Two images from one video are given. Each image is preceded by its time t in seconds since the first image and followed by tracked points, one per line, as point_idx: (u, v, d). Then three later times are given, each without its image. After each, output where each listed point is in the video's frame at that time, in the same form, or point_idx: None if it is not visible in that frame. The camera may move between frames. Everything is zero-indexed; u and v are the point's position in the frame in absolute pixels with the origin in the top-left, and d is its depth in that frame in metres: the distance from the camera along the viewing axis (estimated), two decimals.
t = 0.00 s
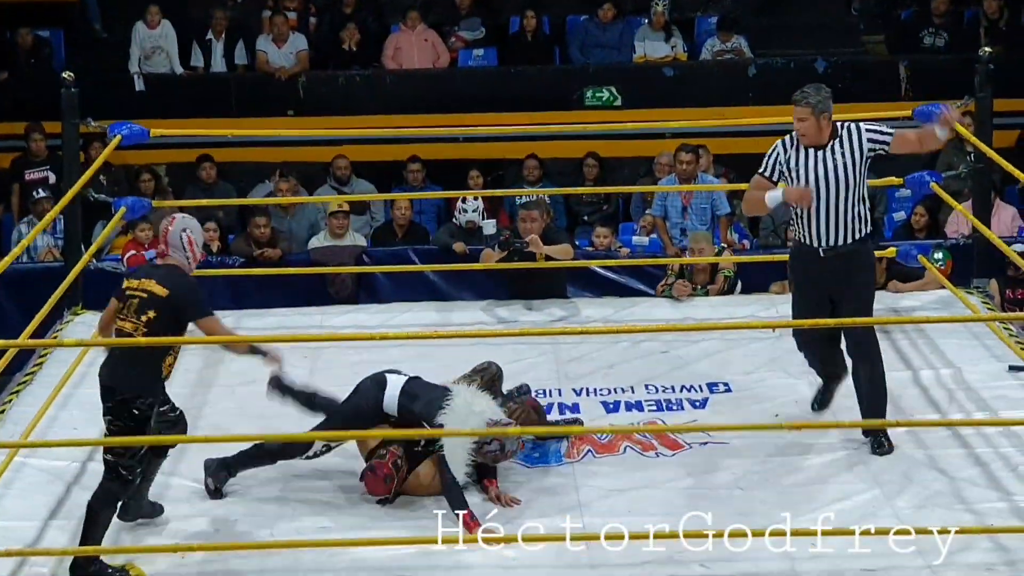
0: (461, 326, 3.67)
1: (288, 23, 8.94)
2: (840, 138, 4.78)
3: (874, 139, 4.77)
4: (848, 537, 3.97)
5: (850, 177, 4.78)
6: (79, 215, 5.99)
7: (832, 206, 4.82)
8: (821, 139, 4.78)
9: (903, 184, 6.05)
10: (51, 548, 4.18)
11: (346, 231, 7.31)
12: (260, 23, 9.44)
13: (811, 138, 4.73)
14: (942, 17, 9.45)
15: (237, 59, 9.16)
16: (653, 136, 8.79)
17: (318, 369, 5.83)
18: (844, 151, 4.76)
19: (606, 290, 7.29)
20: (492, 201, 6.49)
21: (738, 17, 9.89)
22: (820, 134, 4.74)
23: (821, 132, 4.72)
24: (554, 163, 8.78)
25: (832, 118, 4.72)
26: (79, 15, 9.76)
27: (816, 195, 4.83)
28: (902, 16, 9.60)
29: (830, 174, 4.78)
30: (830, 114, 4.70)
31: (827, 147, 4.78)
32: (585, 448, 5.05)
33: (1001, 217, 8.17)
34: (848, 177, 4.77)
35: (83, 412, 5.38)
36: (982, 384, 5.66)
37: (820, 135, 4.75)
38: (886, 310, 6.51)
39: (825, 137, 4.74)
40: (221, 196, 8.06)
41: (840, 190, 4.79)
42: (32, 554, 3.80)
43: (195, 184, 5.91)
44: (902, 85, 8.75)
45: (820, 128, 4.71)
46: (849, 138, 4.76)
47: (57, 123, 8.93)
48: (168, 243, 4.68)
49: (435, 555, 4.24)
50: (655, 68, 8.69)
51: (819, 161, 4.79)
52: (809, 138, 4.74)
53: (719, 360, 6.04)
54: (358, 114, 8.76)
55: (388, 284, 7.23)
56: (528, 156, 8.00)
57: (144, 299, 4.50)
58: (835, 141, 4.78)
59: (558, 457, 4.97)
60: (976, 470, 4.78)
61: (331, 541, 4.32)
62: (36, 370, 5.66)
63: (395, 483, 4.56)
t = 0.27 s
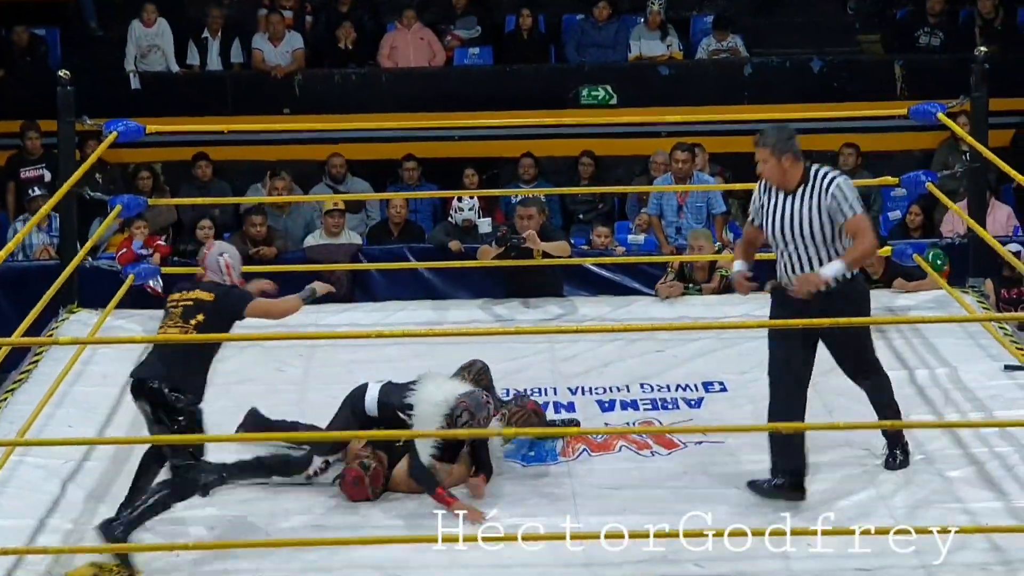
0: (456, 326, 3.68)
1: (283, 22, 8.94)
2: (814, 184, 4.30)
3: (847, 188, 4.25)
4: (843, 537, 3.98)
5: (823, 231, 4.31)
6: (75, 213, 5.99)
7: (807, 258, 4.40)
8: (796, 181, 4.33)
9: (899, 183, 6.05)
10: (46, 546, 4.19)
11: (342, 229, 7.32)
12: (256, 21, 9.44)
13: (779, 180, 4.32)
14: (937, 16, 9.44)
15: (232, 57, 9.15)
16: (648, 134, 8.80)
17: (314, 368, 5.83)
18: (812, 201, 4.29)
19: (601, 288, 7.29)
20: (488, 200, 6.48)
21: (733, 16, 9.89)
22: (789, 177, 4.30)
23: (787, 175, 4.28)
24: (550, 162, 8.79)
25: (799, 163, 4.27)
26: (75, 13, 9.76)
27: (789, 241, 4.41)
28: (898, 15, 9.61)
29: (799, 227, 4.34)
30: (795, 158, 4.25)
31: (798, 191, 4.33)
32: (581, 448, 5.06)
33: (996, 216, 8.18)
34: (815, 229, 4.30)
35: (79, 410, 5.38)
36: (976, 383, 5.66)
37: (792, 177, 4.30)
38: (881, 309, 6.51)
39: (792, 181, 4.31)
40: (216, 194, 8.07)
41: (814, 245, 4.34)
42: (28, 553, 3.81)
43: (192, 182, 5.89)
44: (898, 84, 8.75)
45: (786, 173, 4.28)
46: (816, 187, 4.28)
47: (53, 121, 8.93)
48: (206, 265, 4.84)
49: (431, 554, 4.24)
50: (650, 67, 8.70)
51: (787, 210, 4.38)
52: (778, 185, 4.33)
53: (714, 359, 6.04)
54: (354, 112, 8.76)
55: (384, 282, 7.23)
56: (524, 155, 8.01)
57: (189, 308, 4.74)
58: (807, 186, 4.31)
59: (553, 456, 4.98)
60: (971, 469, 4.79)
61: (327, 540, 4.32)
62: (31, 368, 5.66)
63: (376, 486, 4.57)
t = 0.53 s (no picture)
0: (452, 325, 3.67)
1: (281, 20, 8.94)
2: (733, 235, 4.24)
3: (768, 235, 4.17)
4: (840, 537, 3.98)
5: (751, 279, 4.24)
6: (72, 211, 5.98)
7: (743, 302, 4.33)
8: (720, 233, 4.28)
9: (896, 183, 6.05)
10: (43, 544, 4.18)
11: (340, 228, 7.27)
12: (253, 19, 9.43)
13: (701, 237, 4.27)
14: (935, 16, 9.44)
15: (230, 56, 9.15)
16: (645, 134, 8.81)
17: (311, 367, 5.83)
18: (734, 251, 4.24)
19: (598, 288, 7.29)
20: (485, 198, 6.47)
21: (731, 16, 9.89)
22: (709, 232, 4.25)
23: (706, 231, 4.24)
24: (547, 161, 8.79)
25: (715, 216, 4.21)
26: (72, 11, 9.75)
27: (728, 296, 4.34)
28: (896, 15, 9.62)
29: (728, 277, 4.28)
30: (708, 214, 4.19)
31: (724, 246, 4.28)
32: (578, 447, 5.05)
33: (993, 217, 8.18)
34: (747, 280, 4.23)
35: (75, 408, 5.37)
36: (973, 383, 5.67)
37: (712, 232, 4.26)
38: (878, 308, 6.51)
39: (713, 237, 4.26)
40: (213, 192, 8.07)
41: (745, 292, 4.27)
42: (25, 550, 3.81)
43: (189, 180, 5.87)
44: (895, 84, 8.75)
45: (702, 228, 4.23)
46: (737, 238, 4.22)
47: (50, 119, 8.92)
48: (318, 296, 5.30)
49: (428, 553, 4.24)
50: (648, 66, 8.70)
51: (716, 259, 4.33)
52: (702, 238, 4.29)
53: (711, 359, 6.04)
54: (352, 111, 8.75)
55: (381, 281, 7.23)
56: (521, 154, 8.01)
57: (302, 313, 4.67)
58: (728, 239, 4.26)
59: (549, 456, 4.97)
60: (967, 468, 4.80)
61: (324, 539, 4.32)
62: (28, 366, 5.66)
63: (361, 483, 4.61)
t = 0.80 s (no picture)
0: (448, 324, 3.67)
1: (277, 19, 8.97)
2: (669, 283, 4.25)
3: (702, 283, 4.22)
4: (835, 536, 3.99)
5: (676, 331, 4.26)
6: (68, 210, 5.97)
7: (664, 355, 4.32)
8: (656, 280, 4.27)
9: (892, 182, 6.05)
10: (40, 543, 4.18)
11: (335, 227, 7.30)
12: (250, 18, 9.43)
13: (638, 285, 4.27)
14: (932, 15, 9.46)
15: (226, 55, 9.15)
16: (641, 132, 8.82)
17: (307, 365, 5.83)
18: (666, 303, 4.24)
19: (595, 286, 7.29)
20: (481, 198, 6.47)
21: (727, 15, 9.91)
22: (645, 280, 4.26)
23: (642, 278, 4.24)
24: (543, 160, 8.80)
25: (654, 264, 4.22)
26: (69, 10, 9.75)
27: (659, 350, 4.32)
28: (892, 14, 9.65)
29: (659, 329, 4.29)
30: (646, 261, 4.20)
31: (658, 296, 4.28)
32: (574, 446, 5.03)
33: (989, 216, 8.19)
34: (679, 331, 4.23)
35: (72, 407, 5.37)
36: (969, 383, 5.67)
37: (648, 280, 4.26)
38: (874, 307, 6.52)
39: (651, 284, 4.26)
40: (210, 191, 8.07)
41: (667, 344, 4.28)
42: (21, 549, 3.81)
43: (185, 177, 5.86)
44: (892, 84, 8.76)
45: (640, 278, 4.24)
46: (671, 287, 4.24)
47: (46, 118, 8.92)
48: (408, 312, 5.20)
49: (424, 552, 4.24)
50: (644, 66, 8.70)
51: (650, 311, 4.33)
52: (639, 287, 4.30)
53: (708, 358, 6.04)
54: (349, 110, 8.76)
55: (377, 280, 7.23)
56: (518, 153, 8.01)
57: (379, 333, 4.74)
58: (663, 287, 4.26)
59: (545, 454, 4.96)
60: (962, 468, 4.80)
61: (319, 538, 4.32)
62: (24, 364, 5.66)
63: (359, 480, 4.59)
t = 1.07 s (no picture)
0: (445, 323, 3.67)
1: (274, 16, 8.96)
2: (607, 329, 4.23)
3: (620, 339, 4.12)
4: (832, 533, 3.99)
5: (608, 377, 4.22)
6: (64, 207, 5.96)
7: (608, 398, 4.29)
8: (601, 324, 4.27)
9: (889, 180, 6.05)
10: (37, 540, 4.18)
11: (332, 224, 7.32)
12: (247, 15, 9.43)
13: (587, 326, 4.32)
14: (929, 13, 9.48)
15: (223, 52, 9.15)
16: (639, 130, 8.84)
17: (304, 362, 5.83)
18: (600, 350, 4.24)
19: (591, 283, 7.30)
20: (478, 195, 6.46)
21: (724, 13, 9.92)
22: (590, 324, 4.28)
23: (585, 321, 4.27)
24: (541, 157, 8.82)
25: (593, 310, 4.23)
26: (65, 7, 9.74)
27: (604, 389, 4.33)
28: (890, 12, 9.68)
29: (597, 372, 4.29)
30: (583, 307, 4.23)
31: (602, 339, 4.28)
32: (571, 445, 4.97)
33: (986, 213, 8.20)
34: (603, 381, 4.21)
35: (68, 404, 5.37)
36: (965, 380, 5.68)
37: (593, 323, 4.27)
38: (870, 305, 6.52)
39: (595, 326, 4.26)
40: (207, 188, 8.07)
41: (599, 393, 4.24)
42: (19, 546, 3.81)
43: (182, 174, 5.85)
44: (889, 82, 8.77)
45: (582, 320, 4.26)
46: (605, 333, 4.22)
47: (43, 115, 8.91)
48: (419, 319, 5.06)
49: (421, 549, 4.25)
50: (642, 63, 8.71)
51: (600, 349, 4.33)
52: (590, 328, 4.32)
53: (704, 356, 6.05)
54: (346, 107, 8.77)
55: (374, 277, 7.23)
56: (516, 150, 8.02)
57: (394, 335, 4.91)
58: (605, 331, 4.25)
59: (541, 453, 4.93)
60: (958, 465, 4.80)
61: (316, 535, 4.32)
62: (21, 361, 5.65)
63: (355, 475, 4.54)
